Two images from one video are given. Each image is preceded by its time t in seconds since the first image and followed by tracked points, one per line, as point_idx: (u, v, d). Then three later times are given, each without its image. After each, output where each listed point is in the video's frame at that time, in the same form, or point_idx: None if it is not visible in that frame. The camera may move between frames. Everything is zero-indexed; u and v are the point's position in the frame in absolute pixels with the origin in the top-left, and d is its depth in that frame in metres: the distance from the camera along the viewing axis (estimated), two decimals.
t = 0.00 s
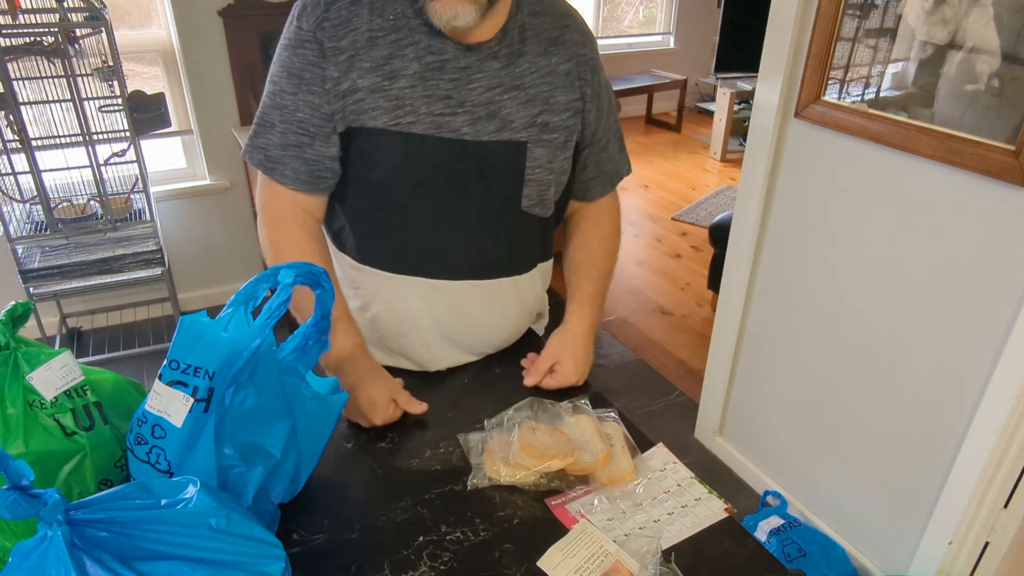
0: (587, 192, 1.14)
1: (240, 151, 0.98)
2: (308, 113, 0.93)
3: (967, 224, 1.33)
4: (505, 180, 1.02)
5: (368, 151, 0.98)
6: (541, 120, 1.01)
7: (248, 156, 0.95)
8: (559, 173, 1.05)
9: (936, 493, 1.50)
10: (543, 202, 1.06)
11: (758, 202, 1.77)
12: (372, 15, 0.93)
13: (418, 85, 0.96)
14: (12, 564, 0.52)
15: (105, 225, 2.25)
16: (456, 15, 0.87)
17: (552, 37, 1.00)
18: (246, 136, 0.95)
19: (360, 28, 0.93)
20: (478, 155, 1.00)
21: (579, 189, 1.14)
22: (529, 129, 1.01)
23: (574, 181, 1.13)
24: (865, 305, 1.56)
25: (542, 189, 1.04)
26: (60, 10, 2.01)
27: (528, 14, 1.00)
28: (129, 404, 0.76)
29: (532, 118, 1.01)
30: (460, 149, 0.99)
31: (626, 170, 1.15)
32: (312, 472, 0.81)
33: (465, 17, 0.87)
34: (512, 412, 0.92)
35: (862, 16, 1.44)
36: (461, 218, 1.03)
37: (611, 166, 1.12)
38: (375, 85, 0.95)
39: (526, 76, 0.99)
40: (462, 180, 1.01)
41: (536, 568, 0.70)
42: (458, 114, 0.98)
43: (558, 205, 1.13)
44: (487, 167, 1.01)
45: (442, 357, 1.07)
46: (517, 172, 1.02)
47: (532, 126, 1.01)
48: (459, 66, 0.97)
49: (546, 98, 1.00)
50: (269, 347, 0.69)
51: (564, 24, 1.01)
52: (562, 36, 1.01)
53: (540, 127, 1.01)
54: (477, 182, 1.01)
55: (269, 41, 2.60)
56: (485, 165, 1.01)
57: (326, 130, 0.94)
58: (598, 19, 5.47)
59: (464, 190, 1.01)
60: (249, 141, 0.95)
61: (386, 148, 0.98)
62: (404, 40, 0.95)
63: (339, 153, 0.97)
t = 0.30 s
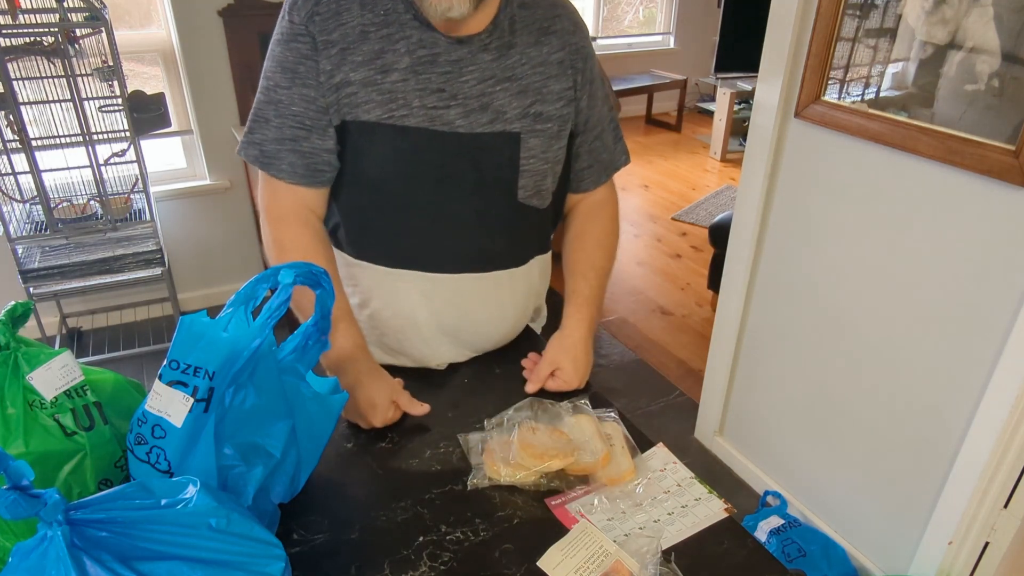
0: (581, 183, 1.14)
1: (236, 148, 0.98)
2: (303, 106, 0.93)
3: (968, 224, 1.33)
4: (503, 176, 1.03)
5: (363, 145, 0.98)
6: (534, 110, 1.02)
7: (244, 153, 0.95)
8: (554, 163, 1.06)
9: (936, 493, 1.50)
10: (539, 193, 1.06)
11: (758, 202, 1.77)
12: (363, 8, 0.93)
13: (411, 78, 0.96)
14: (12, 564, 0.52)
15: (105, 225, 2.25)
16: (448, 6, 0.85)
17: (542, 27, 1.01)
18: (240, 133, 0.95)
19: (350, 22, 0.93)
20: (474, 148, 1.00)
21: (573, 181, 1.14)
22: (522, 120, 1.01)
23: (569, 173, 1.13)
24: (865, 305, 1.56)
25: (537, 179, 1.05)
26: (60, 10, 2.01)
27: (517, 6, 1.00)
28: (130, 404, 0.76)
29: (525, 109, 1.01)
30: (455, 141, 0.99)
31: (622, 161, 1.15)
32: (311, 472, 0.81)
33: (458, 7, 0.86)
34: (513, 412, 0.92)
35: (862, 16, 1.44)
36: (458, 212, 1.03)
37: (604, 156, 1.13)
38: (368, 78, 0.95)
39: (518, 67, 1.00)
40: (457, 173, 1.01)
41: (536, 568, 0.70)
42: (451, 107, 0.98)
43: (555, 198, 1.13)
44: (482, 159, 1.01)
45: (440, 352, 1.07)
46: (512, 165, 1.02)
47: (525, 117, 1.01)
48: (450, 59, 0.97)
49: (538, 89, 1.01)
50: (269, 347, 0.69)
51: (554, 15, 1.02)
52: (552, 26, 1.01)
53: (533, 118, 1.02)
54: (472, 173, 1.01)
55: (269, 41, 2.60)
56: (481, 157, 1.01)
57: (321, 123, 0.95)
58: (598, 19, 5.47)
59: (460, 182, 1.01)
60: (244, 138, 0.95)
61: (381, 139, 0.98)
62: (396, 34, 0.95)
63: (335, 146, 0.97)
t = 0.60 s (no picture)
0: (576, 179, 1.15)
1: (233, 147, 0.97)
2: (301, 104, 0.93)
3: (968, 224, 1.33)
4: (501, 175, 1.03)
5: (361, 142, 0.98)
6: (530, 106, 1.02)
7: (241, 152, 0.95)
8: (551, 158, 1.06)
9: (936, 492, 1.50)
10: (537, 189, 1.07)
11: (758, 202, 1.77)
12: (359, 7, 0.94)
13: (408, 76, 0.96)
14: (12, 564, 0.52)
15: (105, 225, 2.25)
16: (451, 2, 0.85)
17: (537, 23, 1.01)
18: (238, 132, 0.95)
19: (346, 20, 0.93)
20: (472, 145, 1.00)
21: (569, 177, 1.14)
22: (519, 116, 1.02)
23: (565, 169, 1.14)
24: (865, 305, 1.56)
25: (535, 175, 1.05)
26: (60, 10, 2.01)
27: (512, 2, 1.00)
28: (130, 404, 0.76)
29: (522, 105, 1.01)
30: (453, 138, 0.99)
31: (617, 156, 1.16)
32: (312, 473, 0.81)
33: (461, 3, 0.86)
34: (513, 412, 0.92)
35: (862, 17, 1.44)
36: (457, 209, 1.03)
37: (600, 152, 1.13)
38: (365, 76, 0.95)
39: (514, 64, 1.00)
40: (456, 171, 1.01)
41: (536, 568, 0.70)
42: (448, 104, 0.98)
43: (553, 194, 1.14)
44: (481, 157, 1.01)
45: (439, 349, 1.06)
46: (510, 161, 1.03)
47: (521, 113, 1.02)
48: (447, 56, 0.97)
49: (534, 85, 1.01)
50: (269, 347, 0.69)
51: (549, 11, 1.02)
52: (548, 22, 1.01)
53: (530, 114, 1.02)
54: (471, 171, 1.01)
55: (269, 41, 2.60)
56: (480, 154, 1.01)
57: (319, 121, 0.95)
58: (598, 19, 5.47)
59: (459, 180, 1.01)
60: (241, 137, 0.95)
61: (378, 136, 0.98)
62: (392, 32, 0.95)
63: (333, 144, 0.97)
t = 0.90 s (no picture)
0: (576, 179, 1.15)
1: (233, 147, 0.98)
2: (301, 104, 0.93)
3: (968, 224, 1.33)
4: (501, 175, 1.03)
5: (360, 141, 0.98)
6: (530, 106, 1.02)
7: (241, 152, 0.95)
8: (551, 158, 1.06)
9: (936, 492, 1.50)
10: (538, 188, 1.07)
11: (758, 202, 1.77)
12: (359, 7, 0.94)
13: (408, 76, 0.96)
14: (12, 564, 0.52)
15: (105, 225, 2.25)
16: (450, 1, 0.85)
17: (537, 23, 1.01)
18: (237, 132, 0.95)
19: (346, 20, 0.93)
20: (473, 145, 1.00)
21: (568, 177, 1.14)
22: (518, 116, 1.02)
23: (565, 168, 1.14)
24: (865, 305, 1.56)
25: (535, 174, 1.05)
26: (60, 10, 2.01)
27: (512, 2, 1.00)
28: (129, 404, 0.76)
29: (521, 105, 1.01)
30: (453, 137, 0.99)
31: (617, 156, 1.16)
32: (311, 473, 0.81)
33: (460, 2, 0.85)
34: (513, 412, 0.92)
35: (862, 17, 1.44)
36: (457, 208, 1.03)
37: (599, 151, 1.13)
38: (365, 76, 0.95)
39: (513, 63, 1.00)
40: (456, 170, 1.01)
41: (536, 568, 0.70)
42: (448, 104, 0.98)
43: (552, 194, 1.14)
44: (481, 157, 1.01)
45: (439, 349, 1.06)
46: (510, 161, 1.03)
47: (521, 113, 1.02)
48: (447, 56, 0.97)
49: (534, 85, 1.01)
50: (269, 347, 0.69)
51: (548, 10, 1.02)
52: (548, 21, 1.01)
53: (529, 114, 1.02)
54: (471, 171, 1.01)
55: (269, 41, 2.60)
56: (479, 154, 1.01)
57: (320, 121, 0.95)
58: (598, 19, 5.47)
59: (458, 180, 1.01)
60: (241, 137, 0.95)
61: (377, 136, 0.98)
62: (392, 32, 0.95)
63: (334, 143, 0.97)
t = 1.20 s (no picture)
0: (578, 180, 1.15)
1: (233, 147, 0.97)
2: (302, 105, 0.93)
3: (968, 224, 1.33)
4: (502, 175, 1.03)
5: (361, 142, 0.98)
6: (532, 108, 1.02)
7: (241, 152, 0.95)
8: (553, 160, 1.06)
9: (936, 492, 1.50)
10: (539, 191, 1.07)
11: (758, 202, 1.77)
12: (361, 7, 0.94)
13: (410, 77, 0.96)
14: (12, 564, 0.52)
15: (105, 225, 2.25)
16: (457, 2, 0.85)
17: (540, 24, 1.01)
18: (238, 132, 0.95)
19: (348, 20, 0.93)
20: (474, 146, 1.00)
21: (570, 178, 1.14)
22: (520, 118, 1.02)
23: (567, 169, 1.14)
24: (866, 304, 1.56)
25: (537, 177, 1.05)
26: (60, 10, 2.01)
27: (514, 3, 1.00)
28: (129, 404, 0.76)
29: (523, 107, 1.01)
30: (454, 138, 0.99)
31: (618, 157, 1.16)
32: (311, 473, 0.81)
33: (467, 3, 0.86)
34: (513, 412, 0.92)
35: (862, 17, 1.44)
36: (457, 209, 1.03)
37: (601, 153, 1.13)
38: (367, 77, 0.95)
39: (515, 65, 1.00)
40: (456, 170, 1.01)
41: (536, 568, 0.70)
42: (450, 106, 0.98)
43: (554, 195, 1.14)
44: (482, 157, 1.01)
45: (441, 351, 1.06)
46: (511, 163, 1.03)
47: (523, 115, 1.02)
48: (449, 58, 0.97)
49: (536, 87, 1.01)
50: (269, 348, 0.69)
51: (552, 11, 1.02)
52: (550, 22, 1.02)
53: (531, 116, 1.02)
54: (472, 172, 1.01)
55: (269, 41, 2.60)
56: (481, 154, 1.01)
57: (322, 122, 0.95)
58: (598, 19, 5.47)
59: (458, 180, 1.01)
60: (241, 138, 0.95)
61: (378, 138, 0.98)
62: (394, 34, 0.95)
63: (336, 145, 0.97)
